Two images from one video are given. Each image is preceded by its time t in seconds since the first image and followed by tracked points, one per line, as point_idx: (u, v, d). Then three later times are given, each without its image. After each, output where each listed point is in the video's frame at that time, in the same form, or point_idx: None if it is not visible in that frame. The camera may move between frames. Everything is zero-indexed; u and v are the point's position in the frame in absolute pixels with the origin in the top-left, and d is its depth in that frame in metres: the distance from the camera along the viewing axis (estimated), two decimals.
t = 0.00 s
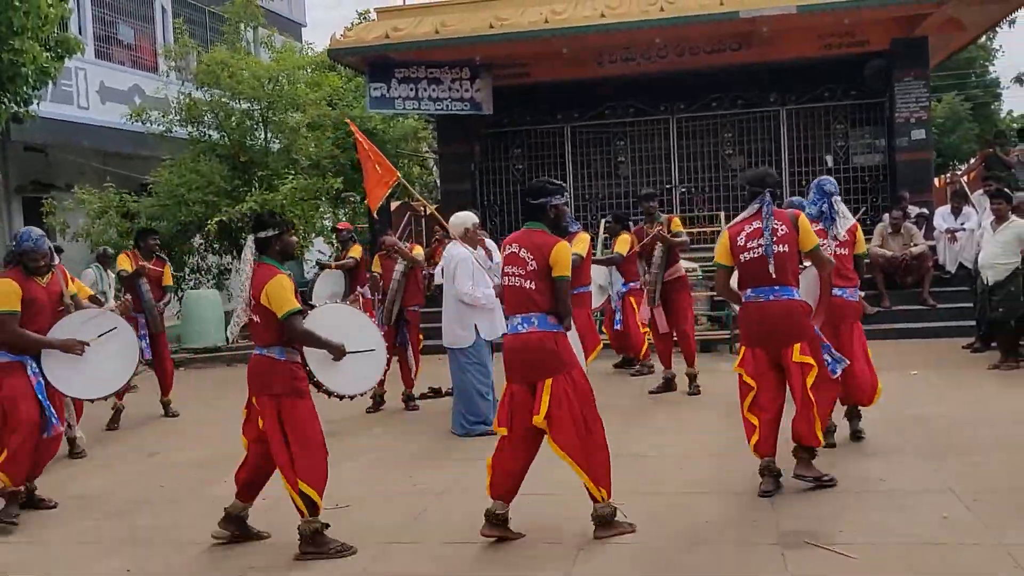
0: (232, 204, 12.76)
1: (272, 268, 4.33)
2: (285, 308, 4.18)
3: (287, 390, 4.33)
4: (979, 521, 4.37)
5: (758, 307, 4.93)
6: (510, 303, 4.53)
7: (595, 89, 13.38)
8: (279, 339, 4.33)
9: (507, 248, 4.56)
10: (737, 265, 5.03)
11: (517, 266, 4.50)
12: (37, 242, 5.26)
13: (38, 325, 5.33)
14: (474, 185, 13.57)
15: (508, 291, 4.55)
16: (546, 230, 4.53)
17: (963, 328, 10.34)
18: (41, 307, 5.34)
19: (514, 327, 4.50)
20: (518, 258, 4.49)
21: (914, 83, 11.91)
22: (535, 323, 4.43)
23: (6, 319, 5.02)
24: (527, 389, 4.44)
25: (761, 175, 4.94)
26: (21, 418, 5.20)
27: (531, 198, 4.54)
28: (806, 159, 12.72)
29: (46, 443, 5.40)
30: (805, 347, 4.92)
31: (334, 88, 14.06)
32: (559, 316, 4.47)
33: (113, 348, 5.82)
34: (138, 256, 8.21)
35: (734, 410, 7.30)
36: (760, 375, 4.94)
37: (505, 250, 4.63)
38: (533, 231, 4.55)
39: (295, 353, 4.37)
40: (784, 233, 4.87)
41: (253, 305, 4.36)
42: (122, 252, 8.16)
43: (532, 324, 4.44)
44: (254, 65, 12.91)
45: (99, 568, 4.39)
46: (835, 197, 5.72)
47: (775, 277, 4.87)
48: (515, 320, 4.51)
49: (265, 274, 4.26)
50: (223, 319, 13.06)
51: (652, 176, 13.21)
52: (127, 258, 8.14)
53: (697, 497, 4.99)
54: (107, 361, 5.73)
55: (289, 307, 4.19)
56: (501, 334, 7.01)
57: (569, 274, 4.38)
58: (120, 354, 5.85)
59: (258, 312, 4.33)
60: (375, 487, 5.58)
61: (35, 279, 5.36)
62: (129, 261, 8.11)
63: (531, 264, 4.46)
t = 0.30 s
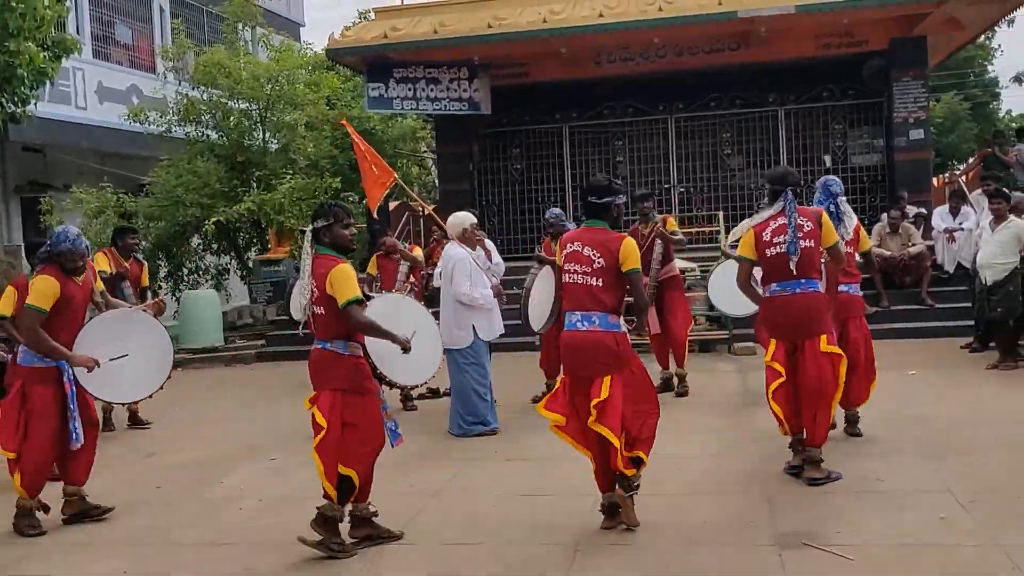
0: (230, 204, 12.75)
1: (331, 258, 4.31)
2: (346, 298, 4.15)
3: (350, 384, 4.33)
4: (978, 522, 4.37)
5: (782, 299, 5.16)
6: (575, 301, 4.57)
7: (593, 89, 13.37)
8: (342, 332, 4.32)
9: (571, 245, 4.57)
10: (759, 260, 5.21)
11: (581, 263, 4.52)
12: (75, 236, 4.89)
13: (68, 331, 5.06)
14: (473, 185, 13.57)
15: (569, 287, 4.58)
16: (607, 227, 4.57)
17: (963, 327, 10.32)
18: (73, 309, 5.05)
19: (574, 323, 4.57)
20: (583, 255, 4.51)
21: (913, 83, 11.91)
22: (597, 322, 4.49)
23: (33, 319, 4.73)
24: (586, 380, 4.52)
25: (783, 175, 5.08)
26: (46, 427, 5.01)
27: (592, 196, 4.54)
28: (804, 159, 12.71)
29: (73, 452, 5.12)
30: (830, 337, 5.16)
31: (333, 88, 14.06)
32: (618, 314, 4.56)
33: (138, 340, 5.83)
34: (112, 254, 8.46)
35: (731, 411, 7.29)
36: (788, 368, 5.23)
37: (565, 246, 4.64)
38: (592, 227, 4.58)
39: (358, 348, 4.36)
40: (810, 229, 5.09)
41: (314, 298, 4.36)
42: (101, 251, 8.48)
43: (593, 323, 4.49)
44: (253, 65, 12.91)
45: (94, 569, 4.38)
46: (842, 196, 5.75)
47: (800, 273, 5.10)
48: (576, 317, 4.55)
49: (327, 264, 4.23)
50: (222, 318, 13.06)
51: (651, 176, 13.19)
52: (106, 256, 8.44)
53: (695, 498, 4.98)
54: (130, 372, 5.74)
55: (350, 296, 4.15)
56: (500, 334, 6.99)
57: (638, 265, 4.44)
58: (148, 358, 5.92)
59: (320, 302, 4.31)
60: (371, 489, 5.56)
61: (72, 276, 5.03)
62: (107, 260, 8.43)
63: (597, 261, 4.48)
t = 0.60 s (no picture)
0: (231, 203, 12.75)
1: (391, 267, 4.24)
2: (392, 310, 4.07)
3: (417, 391, 4.19)
4: (978, 523, 4.36)
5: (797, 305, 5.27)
6: (640, 299, 4.65)
7: (594, 89, 13.36)
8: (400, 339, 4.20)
9: (634, 245, 4.67)
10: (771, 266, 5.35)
11: (644, 263, 4.61)
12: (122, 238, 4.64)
13: (125, 336, 4.73)
14: (473, 184, 13.57)
15: (635, 287, 4.66)
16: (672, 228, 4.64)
17: (965, 326, 10.30)
18: (128, 314, 4.73)
19: (643, 323, 4.64)
20: (646, 257, 4.60)
21: (914, 83, 11.88)
22: (664, 322, 4.58)
23: (87, 333, 4.51)
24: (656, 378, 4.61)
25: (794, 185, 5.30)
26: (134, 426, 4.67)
27: (660, 196, 4.63)
28: (805, 159, 12.69)
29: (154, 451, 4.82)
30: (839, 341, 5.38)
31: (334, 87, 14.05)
32: (686, 314, 4.62)
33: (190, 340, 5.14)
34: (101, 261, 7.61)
35: (731, 411, 7.29)
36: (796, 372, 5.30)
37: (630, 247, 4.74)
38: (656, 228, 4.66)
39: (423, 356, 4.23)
40: (822, 236, 5.32)
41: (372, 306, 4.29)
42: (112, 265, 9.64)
43: (661, 323, 4.59)
44: (253, 64, 12.90)
45: (93, 569, 4.38)
46: (841, 198, 5.77)
47: (814, 279, 5.26)
48: (643, 317, 4.65)
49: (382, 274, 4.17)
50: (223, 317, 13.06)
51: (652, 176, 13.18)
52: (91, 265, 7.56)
53: (694, 498, 4.98)
54: (195, 374, 5.11)
55: (397, 309, 4.07)
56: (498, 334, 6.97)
57: (698, 268, 4.49)
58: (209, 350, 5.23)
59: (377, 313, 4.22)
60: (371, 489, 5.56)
61: (120, 282, 4.75)
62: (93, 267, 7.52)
63: (660, 262, 4.57)
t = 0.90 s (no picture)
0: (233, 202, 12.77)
1: (452, 255, 4.19)
2: (470, 300, 4.09)
3: (476, 382, 4.25)
4: (978, 522, 4.36)
5: (816, 285, 5.54)
6: (698, 280, 4.85)
7: (596, 88, 13.34)
8: (465, 328, 4.24)
9: (692, 228, 4.87)
10: (790, 247, 5.60)
11: (702, 246, 4.80)
12: (185, 211, 4.50)
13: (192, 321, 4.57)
14: (475, 182, 13.57)
15: (694, 269, 4.86)
16: (728, 211, 4.84)
17: (968, 325, 10.29)
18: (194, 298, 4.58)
19: (699, 303, 4.86)
20: (705, 240, 4.79)
21: (917, 81, 11.87)
22: (720, 301, 4.79)
23: (174, 314, 4.30)
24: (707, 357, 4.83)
25: (812, 171, 5.51)
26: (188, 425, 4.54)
27: (718, 178, 4.81)
28: (808, 157, 12.68)
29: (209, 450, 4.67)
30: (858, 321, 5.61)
31: (336, 85, 14.05)
32: (742, 295, 4.83)
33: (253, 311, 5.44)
34: (86, 253, 7.12)
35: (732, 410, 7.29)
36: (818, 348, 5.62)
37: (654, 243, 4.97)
38: (714, 210, 4.85)
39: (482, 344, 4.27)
40: (841, 219, 5.56)
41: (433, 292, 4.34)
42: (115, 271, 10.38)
43: (717, 302, 4.79)
44: (255, 62, 12.90)
45: (94, 567, 4.38)
46: (845, 193, 5.81)
47: (834, 260, 5.53)
48: (699, 298, 4.86)
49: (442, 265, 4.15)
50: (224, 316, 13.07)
51: (653, 174, 13.18)
52: (79, 257, 7.10)
53: (696, 498, 4.97)
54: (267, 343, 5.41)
55: (471, 299, 4.09)
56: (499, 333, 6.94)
57: (759, 252, 4.66)
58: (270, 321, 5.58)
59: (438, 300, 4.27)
60: (371, 487, 5.56)
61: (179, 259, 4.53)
62: (79, 261, 7.01)
63: (719, 245, 4.76)
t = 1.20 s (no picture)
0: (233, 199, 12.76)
1: (514, 254, 4.20)
2: (529, 300, 4.07)
3: (514, 378, 4.21)
4: (981, 521, 4.34)
5: (829, 285, 5.56)
6: (737, 277, 4.98)
7: (597, 85, 13.32)
8: (516, 326, 4.22)
9: (734, 227, 5.02)
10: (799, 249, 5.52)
11: (745, 244, 4.94)
12: (232, 204, 4.45)
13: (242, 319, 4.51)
14: (476, 180, 13.55)
15: (736, 267, 4.99)
16: (769, 210, 5.01)
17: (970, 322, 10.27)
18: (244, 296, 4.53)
19: (738, 301, 4.97)
20: (750, 238, 4.93)
21: (918, 78, 11.85)
22: (760, 299, 4.90)
23: (225, 308, 4.23)
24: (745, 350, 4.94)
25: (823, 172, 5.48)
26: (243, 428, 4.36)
27: (756, 179, 4.92)
28: (809, 155, 12.65)
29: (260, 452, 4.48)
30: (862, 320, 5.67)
31: (336, 83, 14.04)
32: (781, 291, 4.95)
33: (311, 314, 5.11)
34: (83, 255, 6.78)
35: (734, 408, 7.26)
36: (824, 344, 5.63)
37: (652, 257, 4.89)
38: (754, 210, 5.01)
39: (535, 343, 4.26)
40: (850, 221, 5.57)
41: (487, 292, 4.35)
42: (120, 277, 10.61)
43: (756, 299, 4.91)
44: (256, 59, 12.89)
45: (93, 566, 4.36)
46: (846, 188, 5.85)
47: (843, 261, 5.53)
48: (740, 294, 4.97)
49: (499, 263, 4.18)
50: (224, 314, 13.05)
51: (655, 172, 13.15)
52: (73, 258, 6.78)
53: (696, 496, 4.95)
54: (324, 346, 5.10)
55: (531, 300, 4.07)
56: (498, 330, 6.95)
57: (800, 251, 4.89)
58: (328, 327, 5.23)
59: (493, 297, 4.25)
60: (371, 485, 5.56)
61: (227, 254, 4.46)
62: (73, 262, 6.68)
63: (761, 243, 4.92)
